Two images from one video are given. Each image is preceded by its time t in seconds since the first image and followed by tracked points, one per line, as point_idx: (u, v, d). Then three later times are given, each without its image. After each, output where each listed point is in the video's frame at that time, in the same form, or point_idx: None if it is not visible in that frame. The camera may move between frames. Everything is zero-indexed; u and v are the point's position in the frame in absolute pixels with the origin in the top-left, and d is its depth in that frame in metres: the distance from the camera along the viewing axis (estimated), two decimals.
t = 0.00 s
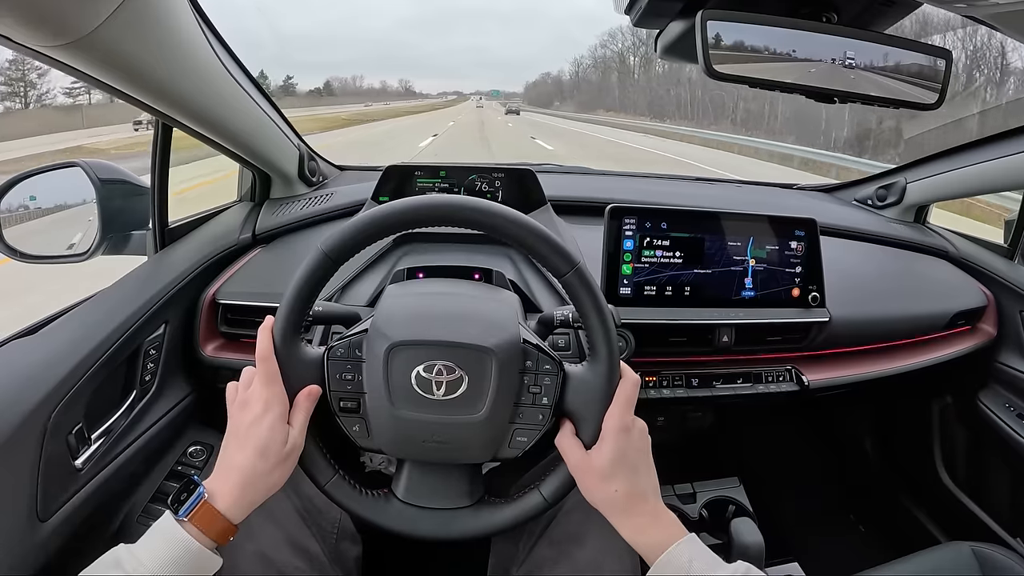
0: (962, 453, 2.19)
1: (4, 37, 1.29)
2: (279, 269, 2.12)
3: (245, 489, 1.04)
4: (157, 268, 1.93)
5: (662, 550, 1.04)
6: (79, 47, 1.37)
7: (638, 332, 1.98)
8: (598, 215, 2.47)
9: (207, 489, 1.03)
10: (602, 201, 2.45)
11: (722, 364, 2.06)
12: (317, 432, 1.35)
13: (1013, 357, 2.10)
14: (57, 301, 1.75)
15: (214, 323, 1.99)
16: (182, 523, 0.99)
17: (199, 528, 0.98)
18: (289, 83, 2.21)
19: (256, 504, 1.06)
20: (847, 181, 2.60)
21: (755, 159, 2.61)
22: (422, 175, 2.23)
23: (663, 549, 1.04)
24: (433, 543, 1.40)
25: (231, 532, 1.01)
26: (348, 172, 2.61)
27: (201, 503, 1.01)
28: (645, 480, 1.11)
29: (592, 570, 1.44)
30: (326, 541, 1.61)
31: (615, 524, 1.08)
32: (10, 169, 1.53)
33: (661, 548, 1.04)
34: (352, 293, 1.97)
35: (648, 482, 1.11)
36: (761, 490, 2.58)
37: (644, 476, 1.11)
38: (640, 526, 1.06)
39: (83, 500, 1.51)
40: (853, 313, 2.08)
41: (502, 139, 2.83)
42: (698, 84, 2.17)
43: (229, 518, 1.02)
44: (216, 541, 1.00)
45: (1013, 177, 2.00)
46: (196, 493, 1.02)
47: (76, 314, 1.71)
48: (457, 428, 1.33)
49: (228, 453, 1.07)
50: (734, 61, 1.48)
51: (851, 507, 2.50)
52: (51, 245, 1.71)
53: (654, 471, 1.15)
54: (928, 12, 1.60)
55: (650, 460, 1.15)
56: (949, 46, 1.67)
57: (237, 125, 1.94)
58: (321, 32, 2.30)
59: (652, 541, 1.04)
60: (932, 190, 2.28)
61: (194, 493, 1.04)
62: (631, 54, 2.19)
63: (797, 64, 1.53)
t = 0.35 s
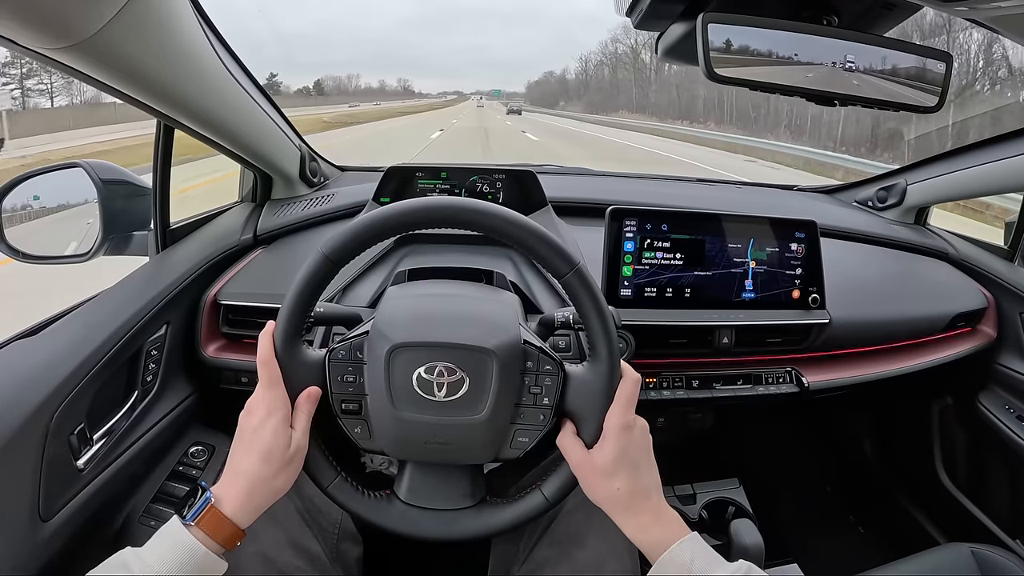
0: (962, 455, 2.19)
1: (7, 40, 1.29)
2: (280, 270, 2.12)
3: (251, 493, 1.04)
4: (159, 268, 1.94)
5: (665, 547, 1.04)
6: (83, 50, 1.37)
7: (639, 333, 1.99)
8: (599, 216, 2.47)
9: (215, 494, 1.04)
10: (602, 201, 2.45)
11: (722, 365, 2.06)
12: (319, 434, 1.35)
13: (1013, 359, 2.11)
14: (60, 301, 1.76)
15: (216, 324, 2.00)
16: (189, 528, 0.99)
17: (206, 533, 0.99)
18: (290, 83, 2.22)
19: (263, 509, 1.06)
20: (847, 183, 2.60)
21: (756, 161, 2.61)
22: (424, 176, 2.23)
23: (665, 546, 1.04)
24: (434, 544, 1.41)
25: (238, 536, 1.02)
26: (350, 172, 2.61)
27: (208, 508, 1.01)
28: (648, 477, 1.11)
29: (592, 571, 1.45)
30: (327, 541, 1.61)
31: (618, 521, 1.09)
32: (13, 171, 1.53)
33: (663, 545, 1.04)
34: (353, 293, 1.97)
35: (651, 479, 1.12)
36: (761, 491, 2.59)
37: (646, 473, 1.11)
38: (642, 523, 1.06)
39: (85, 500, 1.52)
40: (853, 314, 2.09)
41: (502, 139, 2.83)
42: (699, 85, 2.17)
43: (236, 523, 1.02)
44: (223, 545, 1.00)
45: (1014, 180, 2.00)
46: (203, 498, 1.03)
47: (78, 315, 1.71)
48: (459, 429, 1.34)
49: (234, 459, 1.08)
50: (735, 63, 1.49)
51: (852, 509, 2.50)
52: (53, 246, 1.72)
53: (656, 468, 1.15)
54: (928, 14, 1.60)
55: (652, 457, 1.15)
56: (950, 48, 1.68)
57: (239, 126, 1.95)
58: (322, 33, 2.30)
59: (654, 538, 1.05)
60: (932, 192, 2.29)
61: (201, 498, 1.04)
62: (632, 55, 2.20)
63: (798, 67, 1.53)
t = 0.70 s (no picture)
0: (963, 455, 2.19)
1: (10, 36, 1.29)
2: (282, 268, 2.12)
3: (254, 493, 1.04)
4: (161, 266, 1.93)
5: (669, 545, 1.04)
6: (85, 47, 1.37)
7: (640, 332, 1.99)
8: (600, 215, 2.47)
9: (218, 495, 1.04)
10: (604, 201, 2.45)
11: (724, 364, 2.06)
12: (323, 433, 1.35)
13: (1014, 358, 2.11)
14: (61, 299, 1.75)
15: (218, 322, 2.00)
16: (194, 528, 0.99)
17: (209, 533, 0.99)
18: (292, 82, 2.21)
19: (266, 509, 1.06)
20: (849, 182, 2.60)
21: (757, 160, 2.61)
22: (426, 175, 2.23)
23: (669, 543, 1.04)
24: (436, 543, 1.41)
25: (241, 536, 1.01)
26: (351, 171, 2.61)
27: (211, 508, 1.01)
28: (652, 475, 1.11)
29: (594, 570, 1.44)
30: (329, 540, 1.61)
31: (622, 519, 1.08)
32: (13, 168, 1.52)
33: (667, 543, 1.04)
34: (355, 292, 1.97)
35: (655, 477, 1.12)
36: (762, 490, 2.59)
37: (650, 470, 1.11)
38: (646, 521, 1.06)
39: (87, 498, 1.52)
40: (855, 314, 2.09)
41: (503, 139, 2.83)
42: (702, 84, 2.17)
43: (240, 523, 1.02)
44: (227, 546, 1.00)
45: (1015, 180, 2.01)
46: (207, 498, 1.02)
47: (80, 312, 1.71)
48: (462, 427, 1.33)
49: (237, 459, 1.08)
50: (739, 62, 1.49)
51: (853, 510, 2.50)
52: (54, 244, 1.72)
53: (660, 466, 1.15)
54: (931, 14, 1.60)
55: (655, 454, 1.15)
56: (952, 48, 1.68)
57: (241, 123, 1.94)
58: (323, 32, 2.30)
59: (658, 536, 1.05)
60: (934, 192, 2.29)
61: (205, 498, 1.04)
62: (635, 54, 2.20)
63: (801, 66, 1.53)
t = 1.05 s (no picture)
0: (963, 455, 2.19)
1: (7, 35, 1.28)
2: (281, 268, 2.12)
3: (250, 492, 1.04)
4: (160, 265, 1.93)
5: (666, 548, 1.04)
6: (83, 46, 1.37)
7: (640, 332, 1.98)
8: (600, 215, 2.47)
9: (214, 493, 1.03)
10: (604, 200, 2.44)
11: (724, 365, 2.06)
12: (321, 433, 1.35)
13: (1014, 359, 2.10)
14: (60, 298, 1.75)
15: (217, 321, 1.99)
16: (189, 525, 0.99)
17: (205, 530, 0.98)
18: (292, 81, 2.21)
19: (262, 508, 1.06)
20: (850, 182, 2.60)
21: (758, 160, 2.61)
22: (425, 174, 2.23)
23: (666, 547, 1.04)
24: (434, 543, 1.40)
25: (236, 535, 1.01)
26: (351, 170, 2.61)
27: (207, 506, 1.01)
28: (650, 478, 1.11)
29: (592, 570, 1.44)
30: (327, 539, 1.61)
31: (619, 521, 1.08)
32: (12, 167, 1.53)
33: (664, 546, 1.04)
34: (354, 291, 1.97)
35: (652, 480, 1.11)
36: (762, 491, 2.59)
37: (648, 473, 1.11)
38: (643, 524, 1.06)
39: (85, 498, 1.52)
40: (855, 314, 2.08)
41: (503, 139, 2.83)
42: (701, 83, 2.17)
43: (235, 522, 1.02)
44: (222, 544, 1.00)
45: (1016, 180, 2.00)
46: (202, 496, 1.02)
47: (79, 311, 1.70)
48: (460, 427, 1.33)
49: (233, 457, 1.07)
50: (739, 62, 1.48)
51: (853, 510, 2.50)
52: (53, 243, 1.72)
53: (658, 468, 1.15)
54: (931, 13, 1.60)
55: (653, 457, 1.15)
56: (952, 48, 1.67)
57: (240, 123, 1.94)
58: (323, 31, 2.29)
59: (655, 539, 1.04)
60: (935, 191, 2.28)
61: (200, 495, 1.04)
62: (635, 54, 2.19)
63: (801, 65, 1.53)
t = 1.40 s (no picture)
0: (964, 456, 2.19)
1: (12, 35, 1.29)
2: (283, 268, 2.12)
3: (255, 494, 1.04)
4: (163, 265, 1.93)
5: (671, 545, 1.04)
6: (87, 46, 1.37)
7: (642, 333, 1.99)
8: (602, 216, 2.47)
9: (219, 495, 1.03)
10: (606, 201, 2.45)
11: (726, 365, 2.06)
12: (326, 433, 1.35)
13: (1015, 360, 2.10)
14: (62, 298, 1.75)
15: (219, 322, 1.99)
16: (195, 527, 0.99)
17: (211, 532, 0.99)
18: (294, 82, 2.21)
19: (267, 510, 1.06)
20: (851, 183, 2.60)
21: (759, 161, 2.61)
22: (427, 174, 2.23)
23: (671, 544, 1.04)
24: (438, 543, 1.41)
25: (242, 537, 1.01)
26: (353, 170, 2.61)
27: (213, 509, 1.01)
28: (654, 475, 1.11)
29: (596, 570, 1.45)
30: (331, 539, 1.61)
31: (624, 519, 1.08)
32: (14, 167, 1.53)
33: (670, 544, 1.04)
34: (357, 291, 1.97)
35: (656, 478, 1.12)
36: (763, 491, 2.60)
37: (652, 471, 1.12)
38: (648, 522, 1.06)
39: (88, 498, 1.52)
40: (857, 315, 2.09)
41: (505, 139, 2.84)
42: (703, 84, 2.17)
43: (241, 523, 1.02)
44: (228, 546, 1.00)
45: (1017, 181, 2.01)
46: (208, 498, 1.02)
47: (81, 311, 1.70)
48: (464, 427, 1.33)
49: (238, 459, 1.08)
50: (742, 63, 1.49)
51: (854, 510, 2.50)
52: (55, 242, 1.72)
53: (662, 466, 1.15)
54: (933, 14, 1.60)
55: (657, 455, 1.15)
56: (955, 49, 1.68)
57: (243, 123, 1.94)
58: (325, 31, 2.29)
59: (660, 536, 1.04)
60: (935, 192, 2.29)
61: (206, 498, 1.04)
62: (638, 54, 2.20)
63: (803, 66, 1.53)
